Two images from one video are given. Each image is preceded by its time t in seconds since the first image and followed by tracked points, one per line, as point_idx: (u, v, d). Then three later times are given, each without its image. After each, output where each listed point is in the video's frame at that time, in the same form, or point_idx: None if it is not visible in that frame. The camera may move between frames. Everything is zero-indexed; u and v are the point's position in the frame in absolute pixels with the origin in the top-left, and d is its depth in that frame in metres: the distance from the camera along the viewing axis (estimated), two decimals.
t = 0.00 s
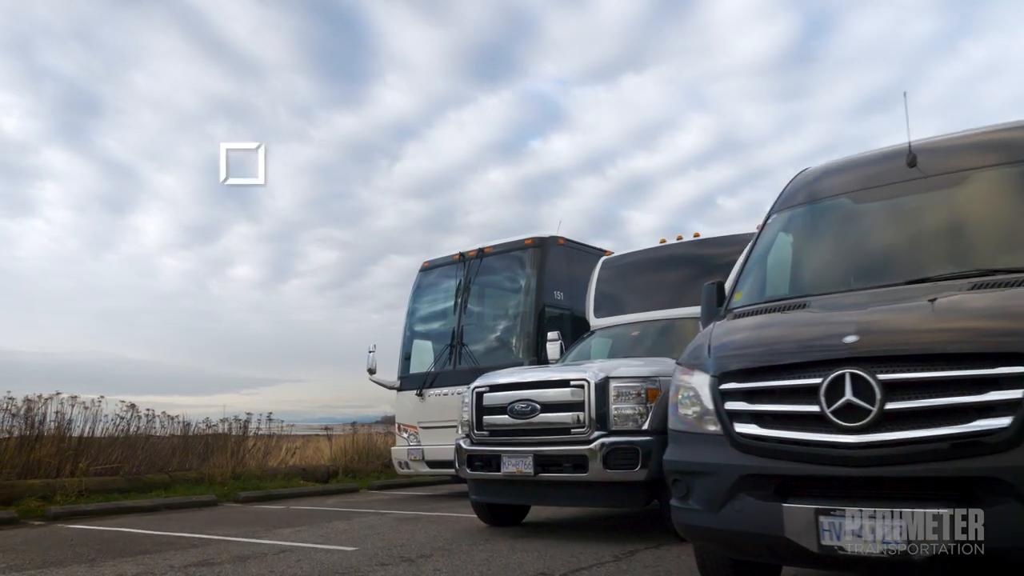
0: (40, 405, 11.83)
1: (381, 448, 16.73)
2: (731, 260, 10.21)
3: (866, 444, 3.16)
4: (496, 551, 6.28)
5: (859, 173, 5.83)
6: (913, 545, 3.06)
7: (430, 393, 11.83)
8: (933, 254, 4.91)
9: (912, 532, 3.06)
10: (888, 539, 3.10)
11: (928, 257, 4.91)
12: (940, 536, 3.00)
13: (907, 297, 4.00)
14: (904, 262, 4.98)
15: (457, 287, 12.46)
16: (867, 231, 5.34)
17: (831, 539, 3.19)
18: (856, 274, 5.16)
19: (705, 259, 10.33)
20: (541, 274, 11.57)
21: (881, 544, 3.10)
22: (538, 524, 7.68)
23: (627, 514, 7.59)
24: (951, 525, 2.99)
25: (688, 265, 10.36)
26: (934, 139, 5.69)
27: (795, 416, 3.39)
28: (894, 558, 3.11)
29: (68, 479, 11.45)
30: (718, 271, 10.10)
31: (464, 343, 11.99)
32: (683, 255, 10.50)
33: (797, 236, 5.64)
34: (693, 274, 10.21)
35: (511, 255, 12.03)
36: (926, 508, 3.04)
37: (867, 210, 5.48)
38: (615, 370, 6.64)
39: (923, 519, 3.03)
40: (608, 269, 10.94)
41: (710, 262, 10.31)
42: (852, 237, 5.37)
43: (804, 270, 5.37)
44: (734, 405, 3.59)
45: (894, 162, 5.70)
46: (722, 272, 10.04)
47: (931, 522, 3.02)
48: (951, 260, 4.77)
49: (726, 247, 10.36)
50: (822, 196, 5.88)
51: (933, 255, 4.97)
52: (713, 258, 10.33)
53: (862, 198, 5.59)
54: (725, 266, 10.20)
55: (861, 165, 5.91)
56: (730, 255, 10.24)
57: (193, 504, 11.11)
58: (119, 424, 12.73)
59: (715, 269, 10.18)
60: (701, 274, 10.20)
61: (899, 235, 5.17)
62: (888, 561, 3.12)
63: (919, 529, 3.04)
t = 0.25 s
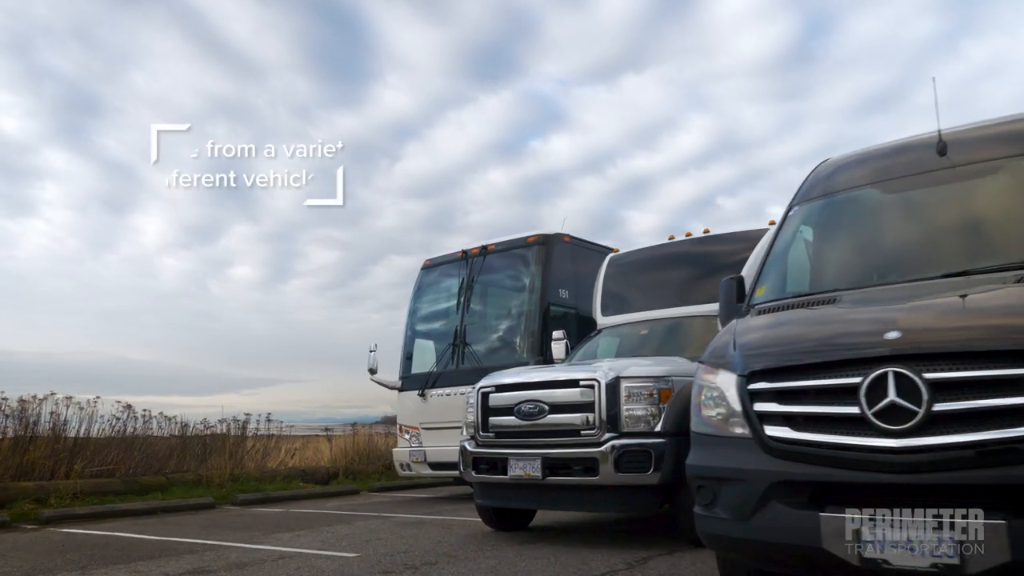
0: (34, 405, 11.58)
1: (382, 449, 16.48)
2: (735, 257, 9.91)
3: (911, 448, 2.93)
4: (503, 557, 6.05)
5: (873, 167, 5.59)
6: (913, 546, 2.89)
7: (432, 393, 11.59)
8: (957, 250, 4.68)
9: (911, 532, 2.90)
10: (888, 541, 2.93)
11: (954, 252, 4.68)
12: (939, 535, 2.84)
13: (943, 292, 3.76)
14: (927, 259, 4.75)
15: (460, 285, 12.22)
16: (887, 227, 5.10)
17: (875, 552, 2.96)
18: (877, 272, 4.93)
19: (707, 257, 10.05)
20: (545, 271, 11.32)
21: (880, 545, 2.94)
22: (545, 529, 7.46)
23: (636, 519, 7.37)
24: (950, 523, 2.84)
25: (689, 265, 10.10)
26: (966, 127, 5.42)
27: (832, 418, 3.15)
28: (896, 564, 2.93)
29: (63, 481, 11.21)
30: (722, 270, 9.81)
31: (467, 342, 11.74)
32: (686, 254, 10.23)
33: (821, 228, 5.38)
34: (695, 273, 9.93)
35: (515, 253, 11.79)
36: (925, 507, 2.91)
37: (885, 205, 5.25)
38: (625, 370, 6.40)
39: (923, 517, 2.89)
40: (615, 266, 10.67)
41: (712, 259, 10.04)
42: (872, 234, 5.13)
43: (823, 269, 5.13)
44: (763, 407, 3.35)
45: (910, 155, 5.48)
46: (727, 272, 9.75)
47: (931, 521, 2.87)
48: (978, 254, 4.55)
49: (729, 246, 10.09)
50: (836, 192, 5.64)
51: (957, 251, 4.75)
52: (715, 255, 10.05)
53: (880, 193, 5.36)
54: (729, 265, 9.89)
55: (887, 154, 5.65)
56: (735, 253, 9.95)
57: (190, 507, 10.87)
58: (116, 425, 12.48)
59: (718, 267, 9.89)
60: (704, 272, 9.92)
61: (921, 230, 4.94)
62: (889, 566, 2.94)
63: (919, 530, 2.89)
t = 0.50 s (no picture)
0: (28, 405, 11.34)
1: (383, 451, 16.23)
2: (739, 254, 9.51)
3: (965, 454, 2.71)
4: (511, 564, 5.83)
5: (891, 159, 5.36)
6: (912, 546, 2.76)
7: (434, 394, 11.36)
8: (992, 242, 4.43)
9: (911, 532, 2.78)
10: (888, 542, 2.81)
11: (981, 247, 4.45)
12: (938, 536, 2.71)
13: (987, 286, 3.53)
14: (959, 252, 4.50)
15: (463, 284, 11.98)
16: (908, 223, 4.87)
17: (926, 567, 2.72)
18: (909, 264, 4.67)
19: (710, 255, 9.68)
20: (551, 269, 11.09)
21: (880, 546, 2.82)
22: (552, 534, 7.23)
23: (647, 524, 7.15)
24: (949, 523, 2.71)
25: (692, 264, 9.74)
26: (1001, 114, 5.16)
27: (878, 422, 2.94)
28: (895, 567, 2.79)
29: (57, 483, 10.97)
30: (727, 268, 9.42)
31: (470, 342, 11.51)
32: (690, 253, 9.87)
33: (849, 220, 5.13)
34: (700, 271, 9.56)
35: (519, 251, 11.55)
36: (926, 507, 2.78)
37: (916, 195, 4.99)
38: (638, 370, 6.17)
39: (921, 517, 2.76)
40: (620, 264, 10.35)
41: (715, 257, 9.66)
42: (893, 229, 4.89)
43: (848, 264, 4.88)
44: (799, 408, 3.13)
45: (930, 147, 5.24)
46: (733, 270, 9.35)
47: (930, 521, 2.74)
48: (1007, 247, 4.32)
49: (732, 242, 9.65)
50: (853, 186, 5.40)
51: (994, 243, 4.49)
52: (719, 253, 9.65)
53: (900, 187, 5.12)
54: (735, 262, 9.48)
55: (917, 142, 5.38)
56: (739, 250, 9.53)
57: (187, 510, 10.63)
58: (112, 425, 12.24)
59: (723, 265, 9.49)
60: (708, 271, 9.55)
61: (944, 225, 4.71)
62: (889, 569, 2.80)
63: (919, 531, 2.76)
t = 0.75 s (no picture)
0: (22, 406, 11.08)
1: (385, 453, 15.97)
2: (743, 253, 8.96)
3: None
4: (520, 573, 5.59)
5: (911, 151, 5.11)
6: (913, 547, 2.66)
7: (438, 395, 11.12)
8: None
9: (911, 533, 2.67)
10: (888, 542, 2.71)
11: None
12: (937, 539, 2.59)
13: None
14: (1001, 243, 4.23)
15: (466, 282, 11.73)
16: (939, 216, 4.61)
17: None
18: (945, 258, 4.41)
19: (715, 253, 9.18)
20: (557, 267, 10.83)
21: (880, 546, 2.72)
22: (561, 540, 7.00)
23: (660, 530, 6.91)
24: (949, 525, 2.58)
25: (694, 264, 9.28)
26: None
27: (933, 427, 2.70)
28: (897, 566, 2.72)
29: (52, 485, 10.71)
30: (733, 267, 8.91)
31: (474, 341, 11.26)
32: (694, 252, 9.41)
33: (880, 213, 4.86)
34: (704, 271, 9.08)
35: (524, 249, 11.30)
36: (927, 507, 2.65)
37: (953, 184, 4.71)
38: (653, 370, 5.92)
39: (921, 519, 2.64)
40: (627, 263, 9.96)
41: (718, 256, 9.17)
42: (916, 225, 4.66)
43: (881, 259, 4.62)
44: (843, 411, 2.89)
45: (951, 137, 5.00)
46: (741, 270, 8.83)
47: (930, 522, 2.62)
48: None
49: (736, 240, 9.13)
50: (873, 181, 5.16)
51: None
52: (723, 252, 9.14)
53: (922, 179, 4.88)
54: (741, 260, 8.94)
55: (952, 128, 5.09)
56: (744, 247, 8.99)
57: (184, 514, 10.38)
58: (108, 427, 11.98)
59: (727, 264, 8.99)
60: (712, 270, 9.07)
61: (984, 216, 4.43)
62: (890, 568, 2.72)
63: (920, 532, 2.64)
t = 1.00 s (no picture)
0: (16, 407, 10.82)
1: (386, 455, 15.70)
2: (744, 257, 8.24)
3: None
4: None
5: (929, 143, 4.87)
6: (913, 547, 2.52)
7: (440, 396, 10.86)
8: None
9: (910, 533, 2.52)
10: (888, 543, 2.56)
11: None
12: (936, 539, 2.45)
13: None
14: None
15: (470, 281, 11.46)
16: (980, 206, 4.32)
17: None
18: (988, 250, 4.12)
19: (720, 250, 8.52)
20: (563, 265, 10.57)
21: (879, 546, 2.57)
22: (571, 547, 6.75)
23: (673, 536, 6.66)
24: (949, 525, 2.44)
25: (693, 267, 8.63)
26: None
27: (998, 431, 2.45)
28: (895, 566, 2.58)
29: (46, 488, 10.45)
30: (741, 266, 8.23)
31: (478, 341, 10.99)
32: (697, 252, 8.75)
33: (916, 204, 4.58)
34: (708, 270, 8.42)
35: (530, 246, 11.04)
36: (925, 506, 2.50)
37: (996, 171, 4.41)
38: (668, 371, 5.67)
39: (920, 519, 2.49)
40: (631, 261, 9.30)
41: (714, 259, 8.53)
42: (956, 216, 4.37)
43: (918, 253, 4.35)
44: (893, 414, 2.64)
45: (982, 124, 4.72)
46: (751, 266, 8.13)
47: (930, 522, 2.47)
48: None
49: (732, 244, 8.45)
50: (891, 176, 4.92)
51: None
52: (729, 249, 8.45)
53: (943, 171, 4.64)
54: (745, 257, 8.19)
55: (992, 111, 4.77)
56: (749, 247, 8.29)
57: (181, 518, 10.13)
58: (104, 428, 11.72)
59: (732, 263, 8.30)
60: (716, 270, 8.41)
61: None
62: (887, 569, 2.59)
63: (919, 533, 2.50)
